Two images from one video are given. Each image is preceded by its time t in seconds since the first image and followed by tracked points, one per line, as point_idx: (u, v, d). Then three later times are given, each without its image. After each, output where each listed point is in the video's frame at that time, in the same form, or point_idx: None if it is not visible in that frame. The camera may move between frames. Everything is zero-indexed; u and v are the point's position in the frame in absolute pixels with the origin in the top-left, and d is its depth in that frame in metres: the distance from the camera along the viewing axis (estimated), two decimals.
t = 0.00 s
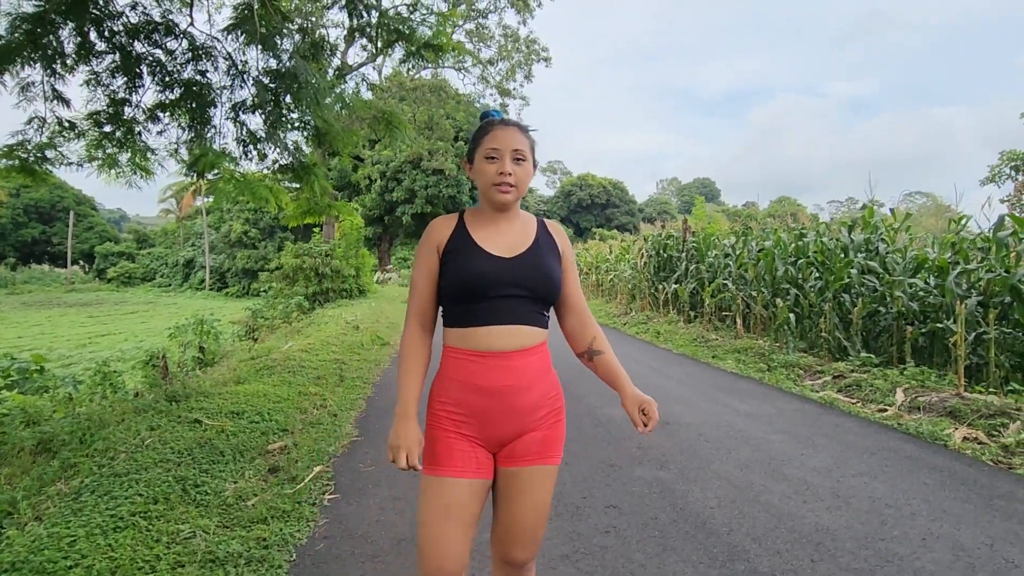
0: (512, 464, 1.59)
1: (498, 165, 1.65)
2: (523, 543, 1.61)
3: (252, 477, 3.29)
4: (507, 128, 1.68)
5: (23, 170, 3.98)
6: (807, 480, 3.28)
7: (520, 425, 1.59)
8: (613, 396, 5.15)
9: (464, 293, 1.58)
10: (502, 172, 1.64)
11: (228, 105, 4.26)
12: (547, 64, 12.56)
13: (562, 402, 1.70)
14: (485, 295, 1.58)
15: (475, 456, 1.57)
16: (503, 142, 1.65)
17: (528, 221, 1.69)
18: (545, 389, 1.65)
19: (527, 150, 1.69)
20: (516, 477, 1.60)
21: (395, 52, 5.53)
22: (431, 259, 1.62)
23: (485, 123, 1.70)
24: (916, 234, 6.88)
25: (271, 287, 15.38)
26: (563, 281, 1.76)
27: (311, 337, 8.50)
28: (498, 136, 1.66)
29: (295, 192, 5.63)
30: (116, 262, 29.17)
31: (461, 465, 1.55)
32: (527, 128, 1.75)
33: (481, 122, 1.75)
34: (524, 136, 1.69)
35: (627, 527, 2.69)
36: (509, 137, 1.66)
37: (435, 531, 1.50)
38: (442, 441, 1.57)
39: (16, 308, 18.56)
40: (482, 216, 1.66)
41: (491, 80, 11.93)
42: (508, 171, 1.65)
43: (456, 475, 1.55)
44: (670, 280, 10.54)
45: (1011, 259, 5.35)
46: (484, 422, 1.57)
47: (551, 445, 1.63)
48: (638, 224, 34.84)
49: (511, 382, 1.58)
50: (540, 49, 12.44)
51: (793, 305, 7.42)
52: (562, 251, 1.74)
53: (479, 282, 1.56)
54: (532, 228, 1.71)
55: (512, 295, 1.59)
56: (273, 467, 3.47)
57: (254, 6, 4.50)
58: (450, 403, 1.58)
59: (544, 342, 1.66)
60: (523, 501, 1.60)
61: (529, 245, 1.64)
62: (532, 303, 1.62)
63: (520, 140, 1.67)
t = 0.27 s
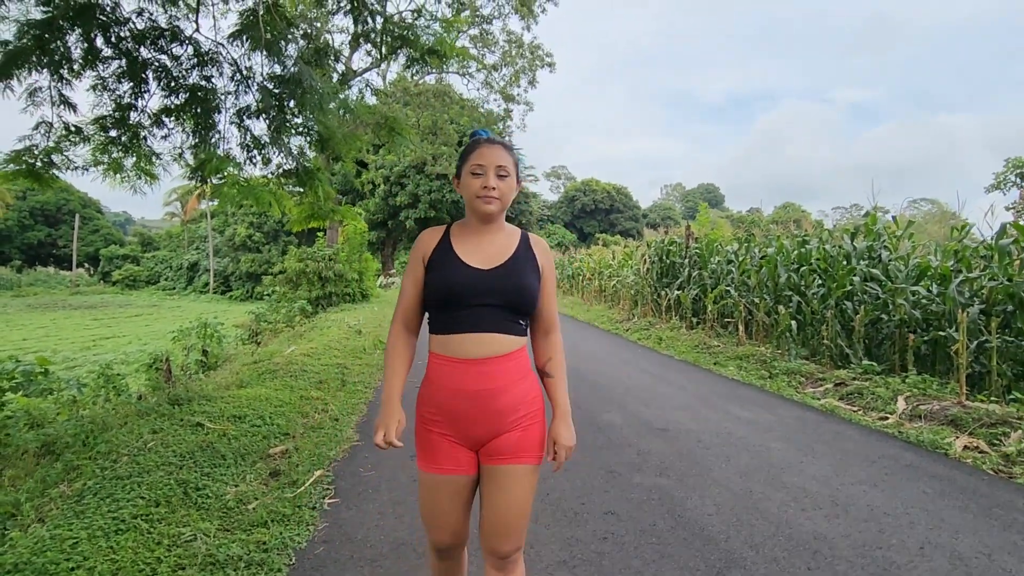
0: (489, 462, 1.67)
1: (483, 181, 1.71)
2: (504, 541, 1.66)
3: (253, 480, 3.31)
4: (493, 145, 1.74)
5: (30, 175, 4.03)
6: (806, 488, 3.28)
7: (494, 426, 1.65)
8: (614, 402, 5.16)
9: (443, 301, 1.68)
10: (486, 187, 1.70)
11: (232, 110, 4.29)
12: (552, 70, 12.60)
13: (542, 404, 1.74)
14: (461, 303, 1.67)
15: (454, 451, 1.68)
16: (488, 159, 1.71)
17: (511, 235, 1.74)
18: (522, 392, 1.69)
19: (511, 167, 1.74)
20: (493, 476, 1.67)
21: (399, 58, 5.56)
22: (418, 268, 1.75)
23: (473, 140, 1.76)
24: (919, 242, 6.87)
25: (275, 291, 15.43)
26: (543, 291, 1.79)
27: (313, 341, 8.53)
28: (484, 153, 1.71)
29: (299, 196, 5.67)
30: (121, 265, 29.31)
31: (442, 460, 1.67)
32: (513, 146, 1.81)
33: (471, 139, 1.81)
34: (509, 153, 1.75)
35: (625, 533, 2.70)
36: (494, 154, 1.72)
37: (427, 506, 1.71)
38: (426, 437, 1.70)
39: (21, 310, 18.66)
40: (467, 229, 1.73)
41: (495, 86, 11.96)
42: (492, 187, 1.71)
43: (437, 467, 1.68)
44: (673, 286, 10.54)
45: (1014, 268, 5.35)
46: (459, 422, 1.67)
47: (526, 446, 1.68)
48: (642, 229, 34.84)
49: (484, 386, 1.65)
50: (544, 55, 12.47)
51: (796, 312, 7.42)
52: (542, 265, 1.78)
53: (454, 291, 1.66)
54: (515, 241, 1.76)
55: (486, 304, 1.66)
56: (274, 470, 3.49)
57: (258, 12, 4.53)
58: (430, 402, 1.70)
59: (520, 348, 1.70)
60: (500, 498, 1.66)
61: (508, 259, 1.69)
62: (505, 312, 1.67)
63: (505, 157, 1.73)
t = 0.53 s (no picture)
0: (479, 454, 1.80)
1: (475, 195, 1.84)
2: (494, 532, 1.75)
3: (261, 481, 3.35)
4: (485, 162, 1.86)
5: (42, 178, 4.11)
6: (810, 492, 3.30)
7: (482, 421, 1.79)
8: (619, 405, 5.18)
9: (435, 309, 1.82)
10: (479, 201, 1.83)
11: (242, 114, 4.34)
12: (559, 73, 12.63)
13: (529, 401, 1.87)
14: (451, 310, 1.80)
15: (448, 443, 1.83)
16: (480, 175, 1.83)
17: (501, 245, 1.85)
18: (509, 391, 1.82)
19: (502, 182, 1.87)
20: (483, 467, 1.80)
21: (406, 61, 5.60)
22: (413, 275, 1.88)
23: (466, 156, 1.89)
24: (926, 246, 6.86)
25: (282, 293, 15.50)
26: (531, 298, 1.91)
27: (321, 343, 8.58)
28: (477, 170, 1.84)
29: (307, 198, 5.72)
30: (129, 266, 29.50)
31: (438, 450, 1.84)
32: (505, 163, 1.94)
33: (465, 155, 1.94)
34: (500, 170, 1.88)
35: (629, 535, 2.72)
36: (486, 171, 1.85)
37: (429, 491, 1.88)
38: (423, 430, 1.86)
39: (31, 310, 18.81)
40: (461, 239, 1.86)
41: (502, 88, 12.00)
42: (485, 201, 1.83)
43: (434, 457, 1.84)
44: (679, 289, 10.54)
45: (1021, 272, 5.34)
46: (452, 418, 1.82)
47: (512, 441, 1.80)
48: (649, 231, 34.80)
49: (473, 386, 1.79)
50: (551, 58, 12.50)
51: (802, 315, 7.42)
52: (530, 272, 1.88)
53: (444, 300, 1.79)
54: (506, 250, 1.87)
55: (474, 311, 1.78)
56: (282, 471, 3.53)
57: (265, 18, 4.58)
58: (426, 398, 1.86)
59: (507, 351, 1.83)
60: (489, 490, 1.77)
61: (497, 269, 1.81)
62: (492, 319, 1.80)
63: (497, 173, 1.86)
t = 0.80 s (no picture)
0: (497, 439, 1.91)
1: (488, 203, 1.96)
2: (516, 510, 1.86)
3: (277, 479, 3.42)
4: (495, 171, 1.98)
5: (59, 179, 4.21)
6: (817, 492, 3.34)
7: (500, 407, 1.91)
8: (627, 407, 5.23)
9: (453, 305, 1.93)
10: (491, 209, 1.95)
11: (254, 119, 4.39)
12: (565, 76, 12.69)
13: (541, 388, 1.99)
14: (468, 305, 1.92)
15: (467, 431, 1.93)
16: (491, 184, 1.95)
17: (512, 246, 1.97)
18: (523, 379, 1.95)
19: (511, 189, 1.99)
20: (501, 451, 1.91)
21: (415, 65, 5.66)
22: (430, 276, 1.99)
23: (477, 166, 2.01)
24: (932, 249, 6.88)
25: (289, 295, 15.59)
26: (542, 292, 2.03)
27: (329, 345, 8.65)
28: (488, 179, 1.95)
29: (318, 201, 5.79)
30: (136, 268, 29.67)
31: (457, 437, 1.93)
32: (513, 169, 2.05)
33: (474, 165, 2.06)
34: (509, 177, 1.99)
35: (639, 532, 2.78)
36: (497, 179, 1.96)
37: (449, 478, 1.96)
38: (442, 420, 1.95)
39: (40, 312, 18.96)
40: (474, 243, 1.97)
41: (508, 92, 12.06)
42: (496, 209, 1.96)
43: (453, 444, 1.93)
44: (685, 292, 10.58)
45: None
46: (471, 405, 1.93)
47: (528, 425, 1.92)
48: (654, 234, 34.80)
49: (490, 374, 1.91)
50: (557, 62, 12.55)
51: (808, 318, 7.45)
52: (539, 269, 2.00)
53: (463, 295, 1.91)
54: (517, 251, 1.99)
55: (490, 305, 1.90)
56: (297, 470, 3.60)
57: (276, 24, 4.65)
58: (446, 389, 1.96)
59: (519, 342, 1.96)
60: (508, 471, 1.88)
61: (509, 267, 1.93)
62: (506, 312, 1.92)
63: (507, 182, 1.97)
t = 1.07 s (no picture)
0: (522, 430, 2.04)
1: (506, 208, 2.06)
2: (544, 490, 2.06)
3: (289, 475, 3.49)
4: (512, 177, 2.08)
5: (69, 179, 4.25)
6: (819, 489, 3.41)
7: (524, 401, 2.03)
8: (631, 406, 5.30)
9: (478, 304, 2.02)
10: (510, 214, 2.05)
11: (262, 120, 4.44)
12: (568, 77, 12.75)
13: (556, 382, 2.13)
14: (495, 304, 2.01)
15: (493, 424, 2.03)
16: (510, 191, 2.05)
17: (528, 249, 2.10)
18: (542, 375, 2.08)
19: (528, 194, 2.10)
20: (526, 440, 2.05)
21: (420, 67, 5.73)
22: (453, 275, 2.05)
23: (494, 173, 2.10)
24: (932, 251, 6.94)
25: (292, 294, 15.68)
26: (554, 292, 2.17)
27: (334, 343, 8.73)
28: (507, 185, 2.05)
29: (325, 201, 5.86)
30: (139, 266, 29.79)
31: (483, 431, 2.02)
32: (527, 174, 2.16)
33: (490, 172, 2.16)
34: (526, 182, 2.09)
35: (645, 528, 2.85)
36: (515, 185, 2.06)
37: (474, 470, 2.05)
38: (467, 415, 2.03)
39: (44, 310, 19.06)
40: (495, 246, 2.07)
41: (511, 92, 12.12)
42: (515, 213, 2.06)
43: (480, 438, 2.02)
44: (688, 292, 10.64)
45: None
46: (496, 401, 2.03)
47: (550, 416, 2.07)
48: (656, 234, 34.84)
49: (515, 371, 2.02)
50: (560, 63, 12.61)
51: (810, 319, 7.51)
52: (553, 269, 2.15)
53: (490, 296, 2.00)
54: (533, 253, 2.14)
55: (515, 304, 2.02)
56: (308, 466, 3.66)
57: (283, 26, 4.71)
58: (471, 386, 2.04)
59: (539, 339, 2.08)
60: (534, 458, 2.05)
61: (529, 268, 2.06)
62: (529, 310, 2.05)
63: (524, 186, 2.07)
